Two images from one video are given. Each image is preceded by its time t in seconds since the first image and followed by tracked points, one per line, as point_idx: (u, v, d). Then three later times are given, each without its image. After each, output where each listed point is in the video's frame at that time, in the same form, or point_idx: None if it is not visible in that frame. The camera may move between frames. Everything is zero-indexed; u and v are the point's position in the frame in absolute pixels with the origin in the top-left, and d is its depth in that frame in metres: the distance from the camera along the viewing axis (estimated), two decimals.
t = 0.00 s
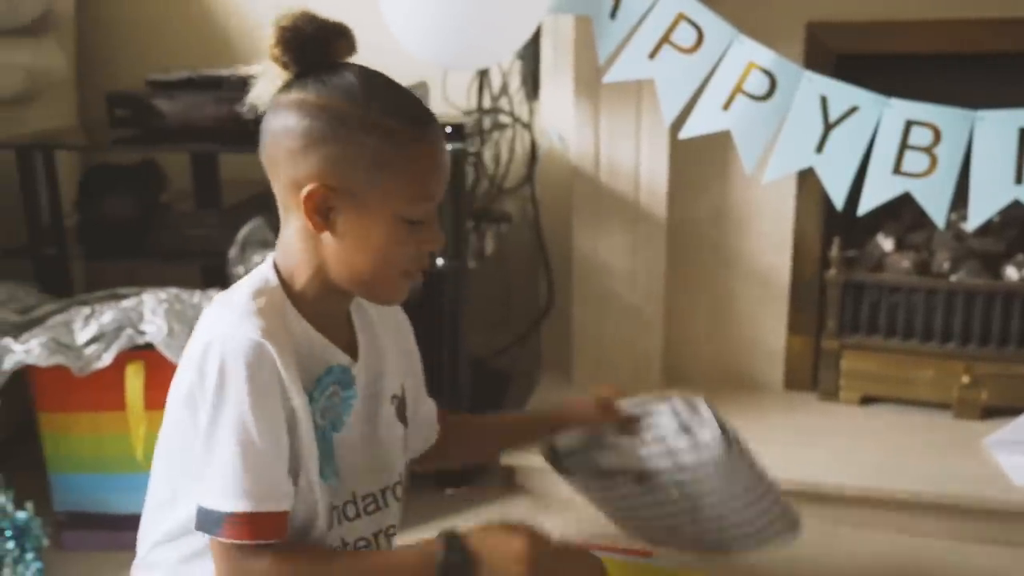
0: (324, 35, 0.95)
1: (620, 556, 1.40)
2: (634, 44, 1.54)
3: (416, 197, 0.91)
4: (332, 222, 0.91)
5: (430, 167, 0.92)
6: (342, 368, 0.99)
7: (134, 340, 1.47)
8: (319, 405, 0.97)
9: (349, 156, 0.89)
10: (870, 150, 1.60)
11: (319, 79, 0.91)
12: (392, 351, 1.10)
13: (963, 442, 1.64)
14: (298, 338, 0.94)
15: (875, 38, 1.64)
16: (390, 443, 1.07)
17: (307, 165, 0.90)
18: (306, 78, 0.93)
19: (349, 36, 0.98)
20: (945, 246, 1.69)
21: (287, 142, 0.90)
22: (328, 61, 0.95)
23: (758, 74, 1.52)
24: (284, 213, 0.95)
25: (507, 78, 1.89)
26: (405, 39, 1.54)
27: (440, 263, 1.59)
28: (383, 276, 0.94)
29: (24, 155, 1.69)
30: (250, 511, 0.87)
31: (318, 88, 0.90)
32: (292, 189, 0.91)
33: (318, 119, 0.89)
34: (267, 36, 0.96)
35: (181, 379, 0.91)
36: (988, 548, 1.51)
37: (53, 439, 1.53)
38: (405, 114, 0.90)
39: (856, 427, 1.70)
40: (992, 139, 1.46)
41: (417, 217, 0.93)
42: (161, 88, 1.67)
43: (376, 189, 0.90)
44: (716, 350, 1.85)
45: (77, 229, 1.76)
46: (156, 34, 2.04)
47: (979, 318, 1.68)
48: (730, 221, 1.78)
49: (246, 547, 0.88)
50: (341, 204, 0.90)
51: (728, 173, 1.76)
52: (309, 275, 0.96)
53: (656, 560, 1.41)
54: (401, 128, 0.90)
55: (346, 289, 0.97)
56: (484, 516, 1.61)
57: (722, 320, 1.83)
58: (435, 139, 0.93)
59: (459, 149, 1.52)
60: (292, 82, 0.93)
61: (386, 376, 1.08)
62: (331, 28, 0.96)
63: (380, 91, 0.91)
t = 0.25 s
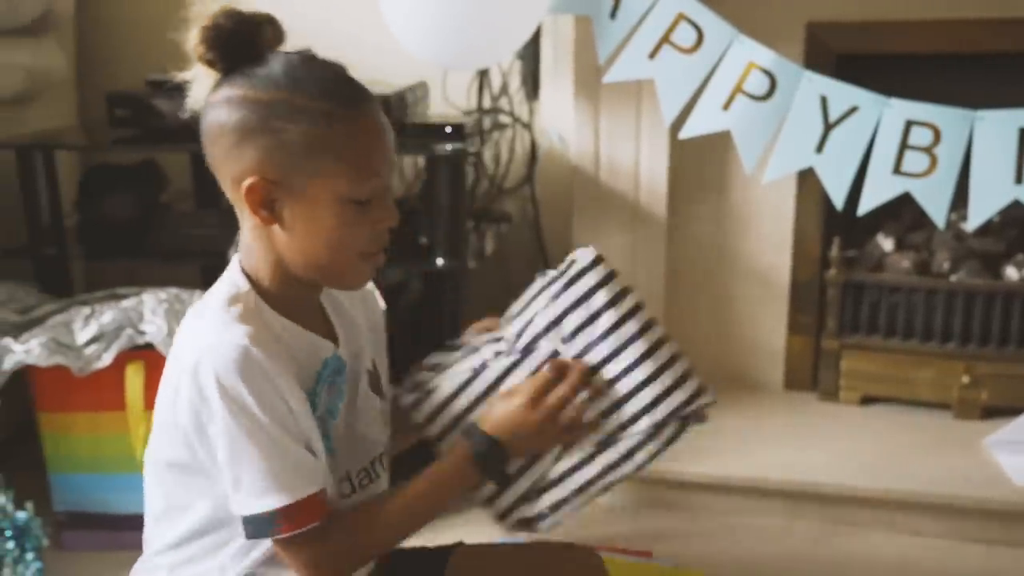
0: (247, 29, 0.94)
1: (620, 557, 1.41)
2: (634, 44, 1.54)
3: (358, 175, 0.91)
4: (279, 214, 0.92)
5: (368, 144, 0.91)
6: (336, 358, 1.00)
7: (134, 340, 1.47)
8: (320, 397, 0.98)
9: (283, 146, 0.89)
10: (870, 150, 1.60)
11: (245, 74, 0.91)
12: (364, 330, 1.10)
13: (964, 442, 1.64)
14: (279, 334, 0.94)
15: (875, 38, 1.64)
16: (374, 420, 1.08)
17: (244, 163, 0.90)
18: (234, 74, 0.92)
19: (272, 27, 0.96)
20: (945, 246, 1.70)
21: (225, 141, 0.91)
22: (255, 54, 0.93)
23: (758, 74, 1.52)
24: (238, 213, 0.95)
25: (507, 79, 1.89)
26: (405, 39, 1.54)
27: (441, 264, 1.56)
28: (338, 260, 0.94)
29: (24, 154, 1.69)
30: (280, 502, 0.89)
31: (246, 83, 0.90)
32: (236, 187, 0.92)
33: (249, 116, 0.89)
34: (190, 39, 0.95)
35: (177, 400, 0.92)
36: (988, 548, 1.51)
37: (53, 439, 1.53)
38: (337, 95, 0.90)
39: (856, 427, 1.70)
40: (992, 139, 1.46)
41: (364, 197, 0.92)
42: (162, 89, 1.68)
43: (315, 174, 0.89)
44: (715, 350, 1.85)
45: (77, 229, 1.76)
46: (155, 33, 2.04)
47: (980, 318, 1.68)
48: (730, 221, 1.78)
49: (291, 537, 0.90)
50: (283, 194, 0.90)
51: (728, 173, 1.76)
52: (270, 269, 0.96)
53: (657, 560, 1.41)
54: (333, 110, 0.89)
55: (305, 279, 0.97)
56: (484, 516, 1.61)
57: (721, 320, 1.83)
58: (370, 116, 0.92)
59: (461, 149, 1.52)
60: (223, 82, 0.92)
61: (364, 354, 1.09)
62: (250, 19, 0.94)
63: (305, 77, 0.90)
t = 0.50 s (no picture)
0: (188, 40, 0.88)
1: (622, 556, 1.41)
2: (634, 44, 1.54)
3: (302, 178, 0.85)
4: (224, 226, 0.87)
5: (312, 145, 0.86)
6: (285, 380, 0.90)
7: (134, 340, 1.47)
8: (252, 423, 0.87)
9: (221, 155, 0.85)
10: (870, 150, 1.60)
11: (184, 82, 0.87)
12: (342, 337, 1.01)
13: (964, 442, 1.64)
14: (228, 353, 0.89)
15: (875, 37, 1.64)
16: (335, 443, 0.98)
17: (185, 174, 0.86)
18: (172, 88, 0.87)
19: (214, 37, 0.91)
20: (945, 246, 1.69)
21: (167, 158, 0.87)
22: (195, 67, 0.88)
23: (758, 74, 1.52)
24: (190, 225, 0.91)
25: (507, 78, 1.89)
26: (405, 39, 1.54)
27: (442, 264, 1.56)
28: (286, 271, 0.88)
29: (23, 154, 1.69)
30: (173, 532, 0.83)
31: (184, 95, 0.86)
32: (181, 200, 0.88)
33: (188, 125, 0.85)
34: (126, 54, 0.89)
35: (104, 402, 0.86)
36: (988, 548, 1.51)
37: (52, 439, 1.53)
38: (276, 99, 0.85)
39: (855, 427, 1.70)
40: (991, 139, 1.46)
41: (312, 200, 0.86)
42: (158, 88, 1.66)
43: (255, 179, 0.85)
44: (715, 351, 1.85)
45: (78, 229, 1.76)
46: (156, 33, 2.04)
47: (979, 318, 1.68)
48: (730, 221, 1.79)
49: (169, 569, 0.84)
50: (225, 204, 0.86)
51: (728, 172, 1.76)
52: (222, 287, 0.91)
53: (657, 560, 1.41)
54: (271, 114, 0.85)
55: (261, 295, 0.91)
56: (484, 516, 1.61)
57: (721, 321, 1.84)
58: (315, 117, 0.87)
59: (461, 149, 1.52)
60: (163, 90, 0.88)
61: (341, 374, 0.99)
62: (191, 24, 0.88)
63: (246, 84, 0.85)
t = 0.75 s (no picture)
0: (202, 43, 0.88)
1: (622, 556, 1.41)
2: (634, 44, 1.54)
3: (300, 210, 0.83)
4: (215, 245, 0.85)
5: (315, 175, 0.84)
6: (249, 406, 0.88)
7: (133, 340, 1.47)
8: (208, 447, 0.85)
9: (221, 173, 0.83)
10: (870, 150, 1.60)
11: (193, 92, 0.85)
12: (334, 349, 1.01)
13: (964, 442, 1.64)
14: (197, 370, 0.87)
15: (875, 38, 1.64)
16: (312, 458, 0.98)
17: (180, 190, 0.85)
18: (179, 91, 0.86)
19: (232, 43, 0.91)
20: (945, 246, 1.70)
21: (166, 164, 0.85)
22: (210, 72, 0.87)
23: (758, 74, 1.52)
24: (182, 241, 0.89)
25: (507, 78, 1.89)
26: (405, 39, 1.54)
27: (441, 264, 1.56)
28: (274, 301, 0.86)
29: (23, 154, 1.69)
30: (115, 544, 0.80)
31: (191, 104, 0.84)
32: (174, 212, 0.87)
33: (191, 138, 0.83)
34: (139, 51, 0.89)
35: (66, 415, 0.83)
36: (988, 548, 1.51)
37: (51, 439, 1.53)
38: (285, 122, 0.83)
39: (855, 427, 1.70)
40: (991, 139, 1.46)
41: (307, 233, 0.84)
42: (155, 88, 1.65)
43: (252, 205, 0.83)
44: (715, 351, 1.85)
45: (78, 229, 1.76)
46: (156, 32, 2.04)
47: (979, 318, 1.68)
48: (730, 221, 1.79)
49: None
50: (216, 222, 0.84)
51: (728, 172, 1.76)
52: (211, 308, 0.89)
53: (657, 560, 1.41)
54: (278, 138, 0.83)
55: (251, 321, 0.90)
56: (484, 516, 1.61)
57: (722, 321, 1.84)
58: (324, 146, 0.85)
59: (460, 149, 1.52)
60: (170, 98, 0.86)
61: (329, 392, 0.98)
62: (209, 34, 0.88)
63: (255, 103, 0.83)
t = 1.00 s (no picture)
0: (229, 49, 0.87)
1: (620, 556, 1.41)
2: (634, 44, 1.54)
3: (313, 236, 0.82)
4: (225, 262, 0.84)
5: (331, 201, 0.83)
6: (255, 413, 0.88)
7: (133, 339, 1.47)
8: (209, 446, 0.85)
9: (238, 192, 0.81)
10: (870, 150, 1.60)
11: (215, 104, 0.84)
12: (333, 355, 1.01)
13: (964, 442, 1.64)
14: (196, 369, 0.87)
15: (875, 38, 1.64)
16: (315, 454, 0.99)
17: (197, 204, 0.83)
18: (202, 101, 0.85)
19: (260, 53, 0.90)
20: (945, 246, 1.70)
21: (179, 172, 0.84)
22: (236, 80, 0.87)
23: (758, 74, 1.52)
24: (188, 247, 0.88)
25: (507, 78, 1.89)
26: (405, 39, 1.54)
27: (441, 264, 1.56)
28: (281, 321, 0.85)
29: (23, 154, 1.69)
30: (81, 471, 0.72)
31: (213, 116, 0.83)
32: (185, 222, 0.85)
33: (210, 153, 0.81)
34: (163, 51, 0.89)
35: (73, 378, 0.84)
36: (988, 548, 1.51)
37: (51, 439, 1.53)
38: (307, 144, 0.82)
39: (855, 427, 1.70)
40: (991, 139, 1.46)
41: (320, 257, 0.84)
42: (154, 87, 1.64)
43: (267, 227, 0.81)
44: (716, 351, 1.85)
45: (78, 229, 1.76)
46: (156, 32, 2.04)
47: (979, 318, 1.68)
48: (730, 221, 1.79)
49: (42, 523, 0.69)
50: (229, 239, 0.83)
51: (728, 172, 1.76)
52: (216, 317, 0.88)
53: (657, 560, 1.41)
54: (299, 160, 0.81)
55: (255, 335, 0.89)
56: (484, 516, 1.61)
57: (722, 321, 1.84)
58: (342, 171, 0.84)
59: (460, 149, 1.52)
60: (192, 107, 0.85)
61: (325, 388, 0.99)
62: (239, 40, 0.88)
63: (278, 122, 0.82)
